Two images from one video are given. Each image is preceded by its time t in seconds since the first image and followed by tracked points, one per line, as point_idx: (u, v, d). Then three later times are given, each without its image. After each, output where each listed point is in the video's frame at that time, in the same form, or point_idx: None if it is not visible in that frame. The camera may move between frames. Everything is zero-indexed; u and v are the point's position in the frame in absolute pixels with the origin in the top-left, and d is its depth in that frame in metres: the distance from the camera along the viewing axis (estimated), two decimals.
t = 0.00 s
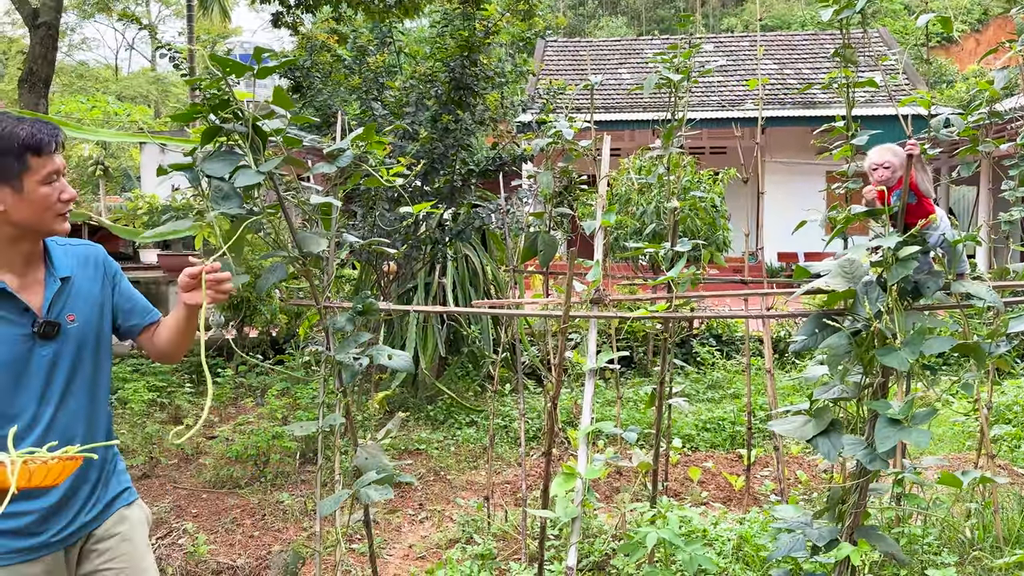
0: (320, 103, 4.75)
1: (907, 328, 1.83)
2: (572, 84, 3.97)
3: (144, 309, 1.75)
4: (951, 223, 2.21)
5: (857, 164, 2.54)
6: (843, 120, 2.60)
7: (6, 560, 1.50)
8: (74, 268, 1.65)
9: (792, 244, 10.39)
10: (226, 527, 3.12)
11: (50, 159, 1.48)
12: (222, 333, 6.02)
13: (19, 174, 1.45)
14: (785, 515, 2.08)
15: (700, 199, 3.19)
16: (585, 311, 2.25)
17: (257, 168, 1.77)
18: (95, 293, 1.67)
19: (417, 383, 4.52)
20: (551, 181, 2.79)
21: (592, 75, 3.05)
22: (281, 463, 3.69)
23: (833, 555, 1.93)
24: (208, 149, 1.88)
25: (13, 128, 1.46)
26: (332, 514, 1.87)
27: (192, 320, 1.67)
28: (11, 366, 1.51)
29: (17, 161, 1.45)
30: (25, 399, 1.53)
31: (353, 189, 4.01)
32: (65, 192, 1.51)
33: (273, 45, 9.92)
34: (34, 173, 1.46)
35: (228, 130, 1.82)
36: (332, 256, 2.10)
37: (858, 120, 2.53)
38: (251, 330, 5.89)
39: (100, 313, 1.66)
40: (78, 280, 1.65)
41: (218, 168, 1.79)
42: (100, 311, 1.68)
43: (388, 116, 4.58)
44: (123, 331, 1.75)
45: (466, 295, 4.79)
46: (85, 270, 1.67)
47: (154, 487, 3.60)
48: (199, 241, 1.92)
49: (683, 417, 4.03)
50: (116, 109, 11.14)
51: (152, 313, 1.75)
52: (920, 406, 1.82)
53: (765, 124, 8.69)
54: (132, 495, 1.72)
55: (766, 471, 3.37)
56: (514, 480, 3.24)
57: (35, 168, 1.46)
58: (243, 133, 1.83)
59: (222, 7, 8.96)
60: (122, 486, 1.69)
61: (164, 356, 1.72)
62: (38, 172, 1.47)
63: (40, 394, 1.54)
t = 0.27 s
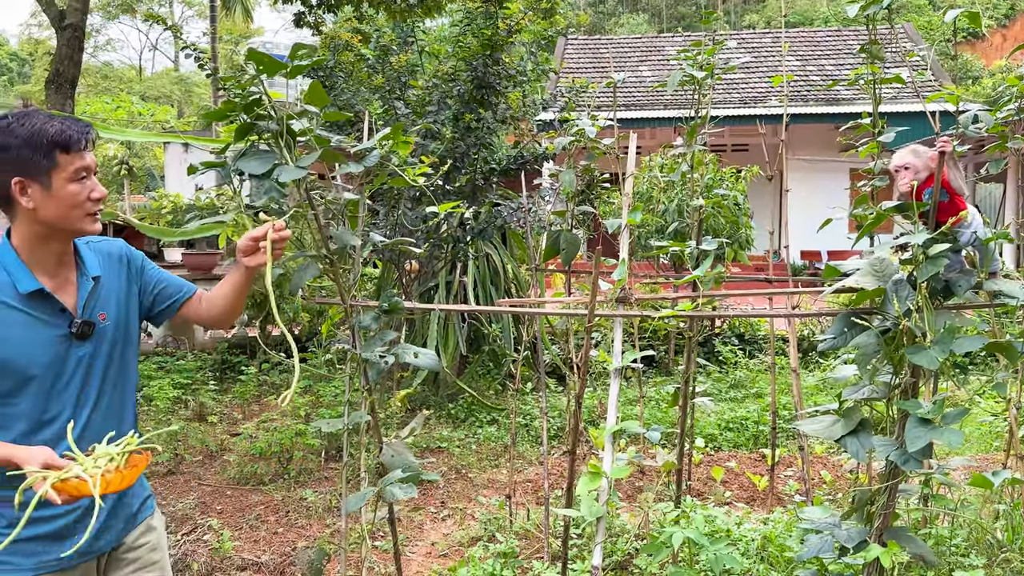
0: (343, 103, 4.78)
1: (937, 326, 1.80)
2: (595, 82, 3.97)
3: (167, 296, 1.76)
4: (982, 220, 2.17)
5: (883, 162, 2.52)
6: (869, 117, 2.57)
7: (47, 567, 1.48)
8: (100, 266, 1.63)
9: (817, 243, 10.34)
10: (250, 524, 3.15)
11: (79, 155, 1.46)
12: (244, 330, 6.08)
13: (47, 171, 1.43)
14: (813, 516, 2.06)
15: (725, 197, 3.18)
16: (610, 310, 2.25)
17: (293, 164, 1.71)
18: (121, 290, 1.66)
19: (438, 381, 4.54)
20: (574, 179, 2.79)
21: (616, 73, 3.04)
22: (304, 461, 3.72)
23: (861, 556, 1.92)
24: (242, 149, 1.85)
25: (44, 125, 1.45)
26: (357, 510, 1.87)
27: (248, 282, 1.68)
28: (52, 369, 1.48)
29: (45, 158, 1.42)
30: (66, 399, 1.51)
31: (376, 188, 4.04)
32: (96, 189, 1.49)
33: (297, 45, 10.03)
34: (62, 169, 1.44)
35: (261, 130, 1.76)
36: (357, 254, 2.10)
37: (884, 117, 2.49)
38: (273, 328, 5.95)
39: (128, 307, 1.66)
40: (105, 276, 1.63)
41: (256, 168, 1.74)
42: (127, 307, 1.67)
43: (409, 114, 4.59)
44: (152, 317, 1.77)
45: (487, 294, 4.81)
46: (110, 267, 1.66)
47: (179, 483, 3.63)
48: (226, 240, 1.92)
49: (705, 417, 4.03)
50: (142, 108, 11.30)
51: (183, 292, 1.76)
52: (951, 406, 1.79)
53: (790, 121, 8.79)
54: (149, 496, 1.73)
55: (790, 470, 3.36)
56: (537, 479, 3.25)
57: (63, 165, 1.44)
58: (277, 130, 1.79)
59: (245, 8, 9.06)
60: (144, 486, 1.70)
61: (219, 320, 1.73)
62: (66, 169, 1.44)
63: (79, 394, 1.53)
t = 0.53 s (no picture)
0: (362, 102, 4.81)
1: (964, 326, 1.77)
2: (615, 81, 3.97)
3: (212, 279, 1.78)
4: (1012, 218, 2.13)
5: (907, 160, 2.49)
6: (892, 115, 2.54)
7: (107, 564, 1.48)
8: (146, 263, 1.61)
9: (840, 242, 10.28)
10: (270, 521, 3.17)
11: (124, 154, 1.42)
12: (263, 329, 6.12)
13: (92, 170, 1.39)
14: (836, 517, 2.04)
15: (745, 196, 3.17)
16: (631, 310, 2.24)
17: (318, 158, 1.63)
18: (165, 285, 1.65)
19: (456, 381, 4.55)
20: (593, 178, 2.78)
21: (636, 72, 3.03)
22: (323, 459, 3.75)
23: (886, 558, 1.90)
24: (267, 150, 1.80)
25: (88, 123, 1.42)
26: (379, 508, 1.87)
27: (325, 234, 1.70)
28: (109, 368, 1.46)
29: (90, 157, 1.39)
30: (121, 398, 1.49)
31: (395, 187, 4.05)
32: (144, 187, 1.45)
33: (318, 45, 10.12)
34: (107, 168, 1.40)
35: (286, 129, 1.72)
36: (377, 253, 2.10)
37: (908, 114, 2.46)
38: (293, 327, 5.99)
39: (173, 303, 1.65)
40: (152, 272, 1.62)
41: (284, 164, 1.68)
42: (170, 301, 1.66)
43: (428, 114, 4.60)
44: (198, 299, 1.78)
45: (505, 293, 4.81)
46: (152, 263, 1.64)
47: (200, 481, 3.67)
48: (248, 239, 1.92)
49: (724, 417, 4.02)
50: (164, 109, 11.45)
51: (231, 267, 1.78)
52: (979, 407, 1.76)
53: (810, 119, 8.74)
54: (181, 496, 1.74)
55: (812, 472, 3.35)
56: (555, 479, 3.25)
57: (108, 164, 1.40)
58: (301, 130, 1.73)
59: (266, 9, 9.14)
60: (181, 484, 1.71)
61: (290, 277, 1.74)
62: (111, 168, 1.40)
63: (133, 392, 1.51)
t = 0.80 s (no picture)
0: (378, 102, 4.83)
1: (986, 327, 1.75)
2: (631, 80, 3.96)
3: (238, 252, 1.74)
4: None
5: (926, 159, 2.46)
6: (912, 113, 2.51)
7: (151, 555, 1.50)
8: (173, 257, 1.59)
9: (857, 241, 10.21)
10: (286, 520, 3.18)
11: (152, 150, 1.42)
12: (278, 329, 6.16)
13: (122, 167, 1.38)
14: (855, 519, 2.01)
15: (762, 195, 3.14)
16: (649, 310, 2.23)
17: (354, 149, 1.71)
18: (191, 278, 1.64)
19: (471, 380, 4.56)
20: (608, 177, 2.77)
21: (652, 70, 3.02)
22: (339, 458, 3.77)
23: (906, 561, 1.88)
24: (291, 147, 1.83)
25: (116, 119, 1.41)
26: (396, 507, 1.86)
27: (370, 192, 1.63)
28: (145, 367, 1.46)
29: (120, 153, 1.38)
30: (157, 396, 1.49)
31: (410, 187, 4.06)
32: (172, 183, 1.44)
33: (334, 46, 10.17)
34: (136, 165, 1.39)
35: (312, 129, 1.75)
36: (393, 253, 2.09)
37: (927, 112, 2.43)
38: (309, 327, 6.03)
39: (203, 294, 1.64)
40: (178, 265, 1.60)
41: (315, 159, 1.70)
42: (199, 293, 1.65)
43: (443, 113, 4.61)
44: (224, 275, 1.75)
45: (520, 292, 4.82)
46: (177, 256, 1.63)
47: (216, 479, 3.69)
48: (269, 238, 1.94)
49: (741, 418, 4.00)
50: (181, 110, 11.54)
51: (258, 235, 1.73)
52: (1001, 409, 1.74)
53: (826, 118, 8.68)
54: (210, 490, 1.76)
55: (830, 473, 3.34)
56: (571, 479, 3.25)
57: (137, 160, 1.39)
58: (328, 127, 1.77)
59: (281, 9, 9.22)
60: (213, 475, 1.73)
61: (326, 234, 1.70)
62: (140, 165, 1.40)
63: (168, 389, 1.51)
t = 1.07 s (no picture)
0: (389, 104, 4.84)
1: (1000, 328, 1.72)
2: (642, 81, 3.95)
3: (245, 245, 1.75)
4: None
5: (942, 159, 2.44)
6: (926, 113, 2.49)
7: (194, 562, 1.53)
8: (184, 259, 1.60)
9: (871, 241, 10.14)
10: (298, 520, 3.20)
11: (169, 148, 1.40)
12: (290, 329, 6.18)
13: (140, 167, 1.37)
14: (870, 523, 1.99)
15: (775, 195, 3.13)
16: (661, 311, 2.22)
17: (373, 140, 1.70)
18: (204, 280, 1.65)
19: (482, 381, 4.57)
20: (620, 178, 2.77)
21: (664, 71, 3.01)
22: (350, 458, 3.78)
23: (921, 565, 1.86)
24: (307, 149, 1.84)
25: (130, 118, 1.39)
26: (408, 509, 1.85)
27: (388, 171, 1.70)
28: (170, 374, 1.46)
29: (137, 153, 1.37)
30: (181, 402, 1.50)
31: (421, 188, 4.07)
32: (190, 184, 1.43)
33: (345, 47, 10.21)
34: (155, 165, 1.38)
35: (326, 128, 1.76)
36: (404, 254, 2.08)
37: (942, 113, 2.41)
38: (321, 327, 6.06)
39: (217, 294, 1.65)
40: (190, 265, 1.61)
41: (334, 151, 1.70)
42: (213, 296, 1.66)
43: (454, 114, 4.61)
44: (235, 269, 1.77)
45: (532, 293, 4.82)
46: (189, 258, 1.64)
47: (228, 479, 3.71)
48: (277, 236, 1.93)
49: (753, 419, 3.99)
50: (195, 112, 11.62)
51: (268, 225, 1.76)
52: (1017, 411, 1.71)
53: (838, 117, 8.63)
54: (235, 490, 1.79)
55: (843, 475, 3.32)
56: (582, 480, 3.25)
57: (155, 160, 1.38)
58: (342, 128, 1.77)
59: (292, 10, 9.27)
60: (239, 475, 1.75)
61: (342, 216, 1.73)
62: (159, 164, 1.38)
63: (190, 394, 1.52)
